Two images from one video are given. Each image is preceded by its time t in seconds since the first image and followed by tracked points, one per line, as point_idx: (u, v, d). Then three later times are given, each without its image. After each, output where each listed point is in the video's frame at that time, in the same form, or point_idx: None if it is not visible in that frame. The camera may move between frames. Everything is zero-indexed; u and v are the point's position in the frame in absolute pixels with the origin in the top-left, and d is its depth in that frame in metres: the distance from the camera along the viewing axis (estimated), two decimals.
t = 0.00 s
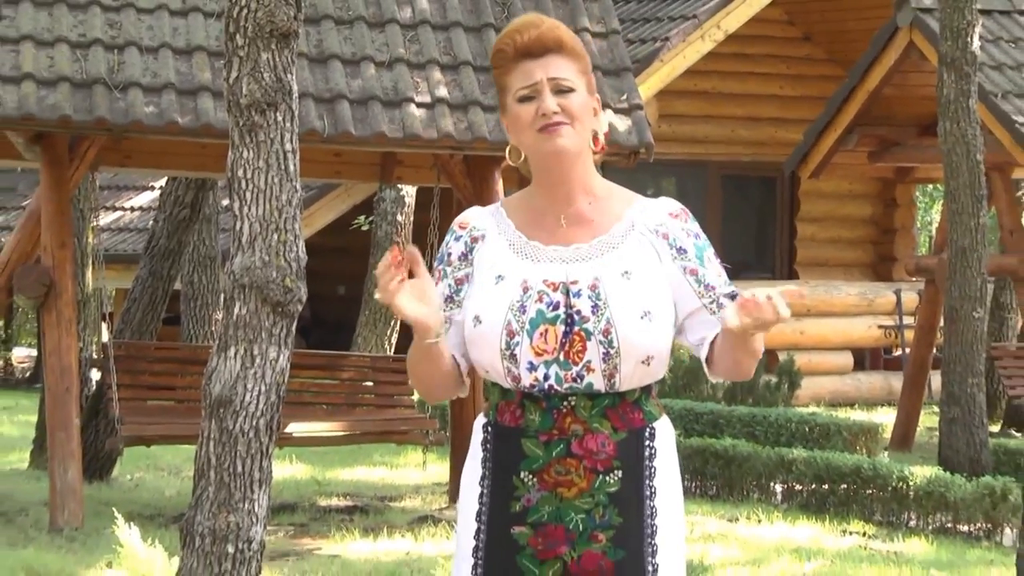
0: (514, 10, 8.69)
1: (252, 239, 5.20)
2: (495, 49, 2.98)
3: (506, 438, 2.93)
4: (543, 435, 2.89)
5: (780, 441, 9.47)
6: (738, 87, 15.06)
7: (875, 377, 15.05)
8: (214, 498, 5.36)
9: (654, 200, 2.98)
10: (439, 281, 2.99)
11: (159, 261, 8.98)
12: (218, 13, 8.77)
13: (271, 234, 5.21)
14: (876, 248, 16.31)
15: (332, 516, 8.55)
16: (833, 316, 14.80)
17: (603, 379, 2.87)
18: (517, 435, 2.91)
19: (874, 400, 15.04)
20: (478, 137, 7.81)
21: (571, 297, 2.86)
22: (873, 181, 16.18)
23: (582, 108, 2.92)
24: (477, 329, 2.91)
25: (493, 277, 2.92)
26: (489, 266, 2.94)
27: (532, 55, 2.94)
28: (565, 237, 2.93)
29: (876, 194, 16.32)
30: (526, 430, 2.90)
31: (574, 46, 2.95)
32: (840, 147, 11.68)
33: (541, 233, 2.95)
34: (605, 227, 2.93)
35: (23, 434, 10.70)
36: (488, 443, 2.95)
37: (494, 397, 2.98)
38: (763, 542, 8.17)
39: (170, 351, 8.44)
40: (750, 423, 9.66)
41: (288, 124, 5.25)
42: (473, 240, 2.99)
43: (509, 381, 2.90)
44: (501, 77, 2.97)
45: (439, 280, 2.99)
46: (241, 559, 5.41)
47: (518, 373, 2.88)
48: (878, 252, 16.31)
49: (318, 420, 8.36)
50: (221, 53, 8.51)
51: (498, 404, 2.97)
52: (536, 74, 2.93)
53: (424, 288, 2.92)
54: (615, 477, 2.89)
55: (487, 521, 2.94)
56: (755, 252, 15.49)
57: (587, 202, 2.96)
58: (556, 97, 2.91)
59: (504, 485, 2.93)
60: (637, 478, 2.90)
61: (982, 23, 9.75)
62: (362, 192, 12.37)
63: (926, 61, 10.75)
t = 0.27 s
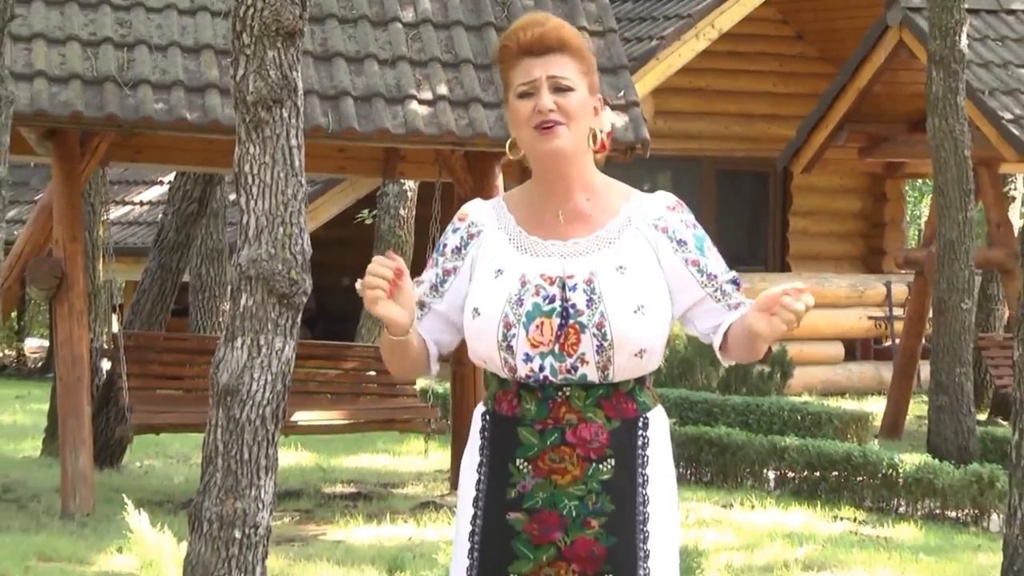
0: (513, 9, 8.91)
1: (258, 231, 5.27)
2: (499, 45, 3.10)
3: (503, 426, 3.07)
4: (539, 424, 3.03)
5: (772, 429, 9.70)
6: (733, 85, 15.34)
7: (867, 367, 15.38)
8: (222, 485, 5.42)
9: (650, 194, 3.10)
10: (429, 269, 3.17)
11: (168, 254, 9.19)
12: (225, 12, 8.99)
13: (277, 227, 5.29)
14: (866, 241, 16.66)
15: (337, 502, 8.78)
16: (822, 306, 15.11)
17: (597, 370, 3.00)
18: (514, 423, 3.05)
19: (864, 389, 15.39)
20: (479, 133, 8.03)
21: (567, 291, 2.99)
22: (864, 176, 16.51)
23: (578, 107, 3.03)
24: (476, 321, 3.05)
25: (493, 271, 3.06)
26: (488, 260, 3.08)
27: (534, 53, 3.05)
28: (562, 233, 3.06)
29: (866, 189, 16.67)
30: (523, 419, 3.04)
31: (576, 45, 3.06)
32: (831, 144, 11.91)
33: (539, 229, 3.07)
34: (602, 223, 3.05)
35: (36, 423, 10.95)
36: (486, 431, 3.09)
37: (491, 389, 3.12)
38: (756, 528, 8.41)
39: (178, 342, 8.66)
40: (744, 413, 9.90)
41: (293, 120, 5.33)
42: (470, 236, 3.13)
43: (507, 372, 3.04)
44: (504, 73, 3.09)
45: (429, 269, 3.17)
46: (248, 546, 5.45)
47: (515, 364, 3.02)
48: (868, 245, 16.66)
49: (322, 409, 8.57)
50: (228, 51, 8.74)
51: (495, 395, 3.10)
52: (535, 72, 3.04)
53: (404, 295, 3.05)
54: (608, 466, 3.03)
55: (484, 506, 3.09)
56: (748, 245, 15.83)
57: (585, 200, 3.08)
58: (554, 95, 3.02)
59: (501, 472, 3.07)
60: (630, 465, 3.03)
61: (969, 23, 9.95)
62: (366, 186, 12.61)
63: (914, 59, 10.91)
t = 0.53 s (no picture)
0: (513, 9, 9.10)
1: (264, 227, 5.42)
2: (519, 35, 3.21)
3: (498, 411, 3.19)
4: (532, 411, 3.15)
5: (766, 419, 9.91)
6: (726, 84, 15.66)
7: (858, 359, 15.65)
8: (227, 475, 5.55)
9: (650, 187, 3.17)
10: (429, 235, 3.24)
11: (176, 248, 9.39)
12: (231, 12, 9.19)
13: (281, 223, 5.44)
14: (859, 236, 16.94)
15: (340, 491, 8.98)
16: (814, 299, 15.40)
17: (588, 360, 3.10)
18: (508, 410, 3.17)
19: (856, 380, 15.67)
20: (479, 130, 8.22)
21: (562, 281, 3.09)
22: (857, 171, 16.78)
23: (578, 103, 3.10)
24: (473, 305, 3.15)
25: (492, 258, 3.16)
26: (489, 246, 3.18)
27: (547, 45, 3.14)
28: (560, 222, 3.15)
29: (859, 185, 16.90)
30: (517, 405, 3.16)
31: (594, 42, 3.14)
32: (823, 140, 12.10)
33: (539, 216, 3.16)
34: (601, 216, 3.14)
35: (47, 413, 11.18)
36: (482, 416, 3.21)
37: (489, 372, 3.23)
38: (750, 516, 8.62)
39: (186, 333, 8.84)
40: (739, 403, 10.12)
41: (298, 118, 5.45)
42: (473, 217, 3.22)
43: (502, 358, 3.15)
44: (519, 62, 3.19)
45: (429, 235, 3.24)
46: (255, 534, 5.61)
47: (509, 351, 3.13)
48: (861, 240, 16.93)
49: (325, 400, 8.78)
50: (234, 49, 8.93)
51: (493, 379, 3.22)
52: (544, 62, 3.14)
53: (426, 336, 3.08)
54: (598, 454, 3.14)
55: (477, 491, 3.21)
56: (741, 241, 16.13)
57: (586, 192, 3.16)
58: (558, 87, 3.11)
59: (494, 457, 3.20)
60: (620, 454, 3.14)
61: (959, 22, 10.14)
62: (370, 182, 12.81)
63: (906, 58, 11.10)
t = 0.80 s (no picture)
0: (513, 10, 9.32)
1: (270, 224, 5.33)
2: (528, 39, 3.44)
3: (498, 405, 3.43)
4: (529, 404, 3.38)
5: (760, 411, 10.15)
6: (722, 83, 15.92)
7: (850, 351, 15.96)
8: (235, 465, 5.46)
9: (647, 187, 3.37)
10: (437, 226, 3.45)
11: (184, 244, 9.61)
12: (238, 14, 9.42)
13: (287, 220, 5.34)
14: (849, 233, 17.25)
15: (345, 481, 9.22)
16: (807, 293, 15.70)
17: (583, 356, 3.33)
18: (507, 403, 3.41)
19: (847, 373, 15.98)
20: (479, 129, 8.44)
21: (559, 280, 3.31)
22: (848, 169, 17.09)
23: (577, 105, 3.33)
24: (475, 302, 3.40)
25: (495, 256, 3.39)
26: (492, 245, 3.41)
27: (551, 50, 3.37)
28: (558, 223, 3.37)
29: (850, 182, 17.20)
30: (515, 399, 3.40)
31: (595, 46, 3.35)
32: (816, 138, 12.30)
33: (541, 214, 3.39)
34: (601, 217, 3.35)
35: (58, 405, 11.43)
36: (482, 409, 3.45)
37: (492, 365, 3.49)
38: (744, 505, 8.85)
39: (194, 328, 9.06)
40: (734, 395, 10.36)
41: (304, 118, 5.38)
42: (483, 212, 3.44)
43: (500, 353, 3.40)
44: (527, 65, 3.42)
45: (436, 226, 3.45)
46: (262, 523, 5.52)
47: (507, 346, 3.36)
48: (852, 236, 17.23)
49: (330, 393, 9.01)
50: (241, 50, 9.16)
51: (495, 372, 3.47)
52: (548, 66, 3.36)
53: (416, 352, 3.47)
54: (593, 447, 3.37)
55: (479, 481, 3.46)
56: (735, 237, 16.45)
57: (587, 193, 3.38)
58: (558, 91, 3.34)
59: (495, 450, 3.44)
60: (614, 448, 3.38)
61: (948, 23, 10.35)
62: (373, 179, 13.04)
63: (896, 58, 11.39)
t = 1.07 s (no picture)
0: (513, 12, 9.56)
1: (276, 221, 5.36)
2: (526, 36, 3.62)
3: (495, 395, 3.59)
4: (528, 393, 3.55)
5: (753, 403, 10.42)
6: (716, 83, 16.23)
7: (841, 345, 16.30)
8: (242, 456, 5.45)
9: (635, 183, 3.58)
10: (431, 222, 3.59)
11: (193, 240, 9.85)
12: (245, 15, 9.66)
13: (293, 216, 5.38)
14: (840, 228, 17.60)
15: (349, 471, 9.46)
16: (799, 288, 16.09)
17: (583, 345, 3.51)
18: (505, 392, 3.57)
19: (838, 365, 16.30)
20: (480, 128, 8.67)
21: (559, 271, 3.47)
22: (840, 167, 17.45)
23: (578, 100, 3.52)
24: (475, 292, 3.54)
25: (493, 248, 3.54)
26: (488, 238, 3.55)
27: (551, 47, 3.56)
28: (554, 214, 3.53)
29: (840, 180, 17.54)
30: (513, 388, 3.56)
31: (594, 46, 3.56)
32: (809, 137, 12.54)
33: (534, 206, 3.56)
34: (594, 209, 3.53)
35: (69, 396, 11.69)
36: (478, 399, 3.60)
37: (486, 357, 3.64)
38: (738, 494, 9.09)
39: (202, 321, 9.30)
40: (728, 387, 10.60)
41: (310, 116, 5.41)
42: (476, 207, 3.59)
43: (500, 342, 3.55)
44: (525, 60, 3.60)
45: (430, 222, 3.59)
46: (269, 512, 5.53)
47: (508, 336, 3.52)
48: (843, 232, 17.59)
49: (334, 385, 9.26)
50: (248, 51, 9.40)
51: (489, 364, 3.63)
52: (548, 63, 3.55)
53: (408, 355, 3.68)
54: (590, 435, 3.56)
55: (476, 470, 3.61)
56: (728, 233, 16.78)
57: (580, 186, 3.57)
58: (559, 86, 3.53)
59: (492, 439, 3.60)
60: (609, 436, 3.57)
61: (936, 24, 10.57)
62: (376, 177, 13.29)
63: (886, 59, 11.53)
